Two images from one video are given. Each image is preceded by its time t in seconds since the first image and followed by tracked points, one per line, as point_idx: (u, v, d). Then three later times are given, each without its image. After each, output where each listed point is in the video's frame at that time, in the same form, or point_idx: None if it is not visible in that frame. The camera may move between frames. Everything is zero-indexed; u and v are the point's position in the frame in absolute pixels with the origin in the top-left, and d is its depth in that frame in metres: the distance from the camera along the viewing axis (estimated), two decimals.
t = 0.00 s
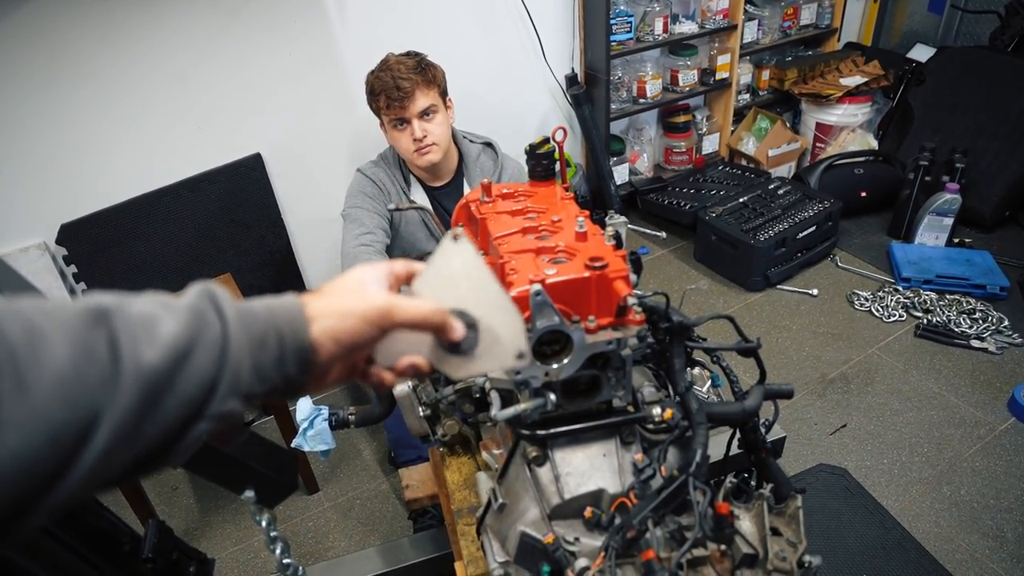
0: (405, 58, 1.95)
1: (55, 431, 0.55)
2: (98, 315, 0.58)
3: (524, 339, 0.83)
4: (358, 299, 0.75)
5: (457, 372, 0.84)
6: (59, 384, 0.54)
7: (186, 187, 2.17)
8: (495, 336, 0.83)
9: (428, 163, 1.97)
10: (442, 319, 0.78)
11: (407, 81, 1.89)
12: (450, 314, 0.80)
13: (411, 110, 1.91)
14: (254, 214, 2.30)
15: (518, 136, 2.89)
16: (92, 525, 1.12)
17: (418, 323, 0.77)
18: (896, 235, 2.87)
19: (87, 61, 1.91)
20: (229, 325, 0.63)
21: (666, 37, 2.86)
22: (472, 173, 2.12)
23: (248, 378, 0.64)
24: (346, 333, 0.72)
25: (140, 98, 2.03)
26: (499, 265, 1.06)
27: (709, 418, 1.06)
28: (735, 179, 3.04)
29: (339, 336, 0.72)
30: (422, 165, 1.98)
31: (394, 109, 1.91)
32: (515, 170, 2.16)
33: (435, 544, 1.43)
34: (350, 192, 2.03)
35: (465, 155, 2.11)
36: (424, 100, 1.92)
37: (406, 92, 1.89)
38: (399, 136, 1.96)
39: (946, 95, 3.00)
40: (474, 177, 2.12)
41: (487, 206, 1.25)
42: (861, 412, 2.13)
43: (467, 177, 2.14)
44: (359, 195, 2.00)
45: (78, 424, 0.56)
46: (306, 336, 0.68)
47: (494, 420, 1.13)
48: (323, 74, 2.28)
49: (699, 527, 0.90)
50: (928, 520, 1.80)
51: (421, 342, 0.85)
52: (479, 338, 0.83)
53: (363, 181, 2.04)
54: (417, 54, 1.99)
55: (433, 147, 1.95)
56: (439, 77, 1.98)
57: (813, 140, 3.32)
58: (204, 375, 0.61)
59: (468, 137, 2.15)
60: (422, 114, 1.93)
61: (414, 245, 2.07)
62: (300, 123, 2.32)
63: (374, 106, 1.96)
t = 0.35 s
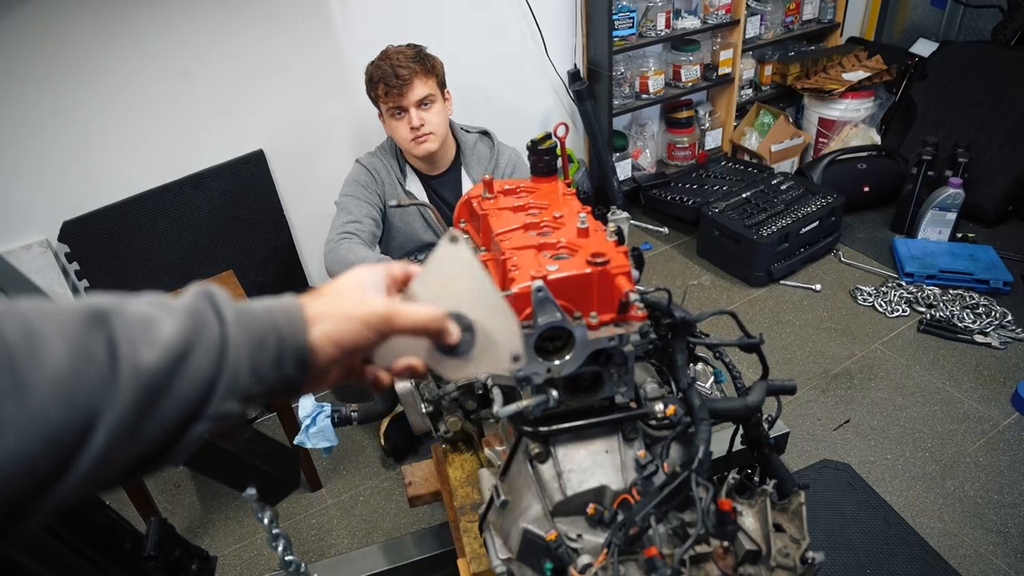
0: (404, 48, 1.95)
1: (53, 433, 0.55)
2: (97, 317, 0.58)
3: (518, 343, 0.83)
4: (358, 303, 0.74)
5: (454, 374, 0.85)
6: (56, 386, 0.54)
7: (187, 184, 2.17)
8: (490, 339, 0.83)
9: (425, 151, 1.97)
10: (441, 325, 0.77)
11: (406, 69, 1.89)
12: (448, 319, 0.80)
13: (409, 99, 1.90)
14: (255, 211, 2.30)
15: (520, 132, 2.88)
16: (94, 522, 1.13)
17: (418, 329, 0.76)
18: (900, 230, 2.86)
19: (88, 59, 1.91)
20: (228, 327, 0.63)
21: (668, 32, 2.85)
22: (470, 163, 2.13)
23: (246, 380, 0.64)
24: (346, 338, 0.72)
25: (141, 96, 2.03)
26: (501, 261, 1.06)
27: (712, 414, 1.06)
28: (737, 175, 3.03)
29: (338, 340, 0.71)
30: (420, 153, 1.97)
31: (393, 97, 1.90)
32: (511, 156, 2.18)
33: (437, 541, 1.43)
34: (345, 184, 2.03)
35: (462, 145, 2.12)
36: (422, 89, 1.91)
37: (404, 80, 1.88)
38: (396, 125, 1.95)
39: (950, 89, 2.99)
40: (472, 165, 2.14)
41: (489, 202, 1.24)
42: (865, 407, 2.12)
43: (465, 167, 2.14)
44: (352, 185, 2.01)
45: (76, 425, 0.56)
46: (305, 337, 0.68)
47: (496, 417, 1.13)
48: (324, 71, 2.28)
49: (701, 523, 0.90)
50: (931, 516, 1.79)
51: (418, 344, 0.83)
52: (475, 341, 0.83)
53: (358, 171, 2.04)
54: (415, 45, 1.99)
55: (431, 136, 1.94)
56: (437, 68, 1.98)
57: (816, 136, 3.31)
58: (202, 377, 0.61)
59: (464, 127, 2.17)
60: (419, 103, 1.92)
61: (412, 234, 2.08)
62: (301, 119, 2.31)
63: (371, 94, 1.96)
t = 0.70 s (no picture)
0: (386, 56, 1.94)
1: (51, 436, 0.54)
2: (95, 318, 0.58)
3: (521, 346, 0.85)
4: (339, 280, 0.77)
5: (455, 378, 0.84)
6: (56, 388, 0.54)
7: (187, 183, 2.17)
8: (490, 341, 0.84)
9: (413, 161, 1.96)
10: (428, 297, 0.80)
11: (387, 79, 1.88)
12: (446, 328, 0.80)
13: (392, 109, 1.89)
14: (256, 211, 2.30)
15: (520, 133, 2.88)
16: (94, 522, 1.13)
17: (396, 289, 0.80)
18: (901, 230, 2.86)
19: (89, 58, 1.91)
20: (226, 327, 0.63)
21: (669, 32, 2.85)
22: (461, 172, 2.11)
23: (245, 380, 0.64)
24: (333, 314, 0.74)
25: (141, 95, 2.03)
26: (501, 262, 1.06)
27: (713, 415, 1.06)
28: (738, 175, 3.03)
29: (327, 317, 0.73)
30: (407, 163, 1.97)
31: (374, 108, 1.90)
32: (505, 161, 2.16)
33: (437, 541, 1.43)
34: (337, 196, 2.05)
35: (455, 152, 2.11)
36: (404, 98, 1.90)
37: (385, 90, 1.88)
38: (382, 136, 1.96)
39: (951, 90, 2.99)
40: (463, 173, 2.12)
41: (488, 202, 1.24)
42: (865, 408, 2.12)
43: (456, 176, 2.12)
44: (345, 200, 2.03)
45: (75, 427, 0.56)
46: (303, 336, 0.68)
47: (496, 417, 1.13)
48: (325, 71, 2.28)
49: (701, 524, 0.90)
50: (932, 516, 1.79)
51: (418, 345, 0.84)
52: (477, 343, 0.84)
53: (350, 184, 2.05)
54: (398, 53, 1.98)
55: (417, 145, 1.94)
56: (420, 74, 1.96)
57: (816, 136, 3.31)
58: (201, 378, 0.61)
59: (459, 134, 2.14)
60: (402, 112, 1.91)
61: (404, 246, 2.11)
62: (302, 119, 2.31)
63: (356, 105, 1.96)
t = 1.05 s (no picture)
0: (350, 77, 1.94)
1: (62, 432, 0.55)
2: (105, 315, 0.58)
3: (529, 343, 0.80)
4: (362, 297, 0.75)
5: (464, 373, 0.84)
6: (67, 384, 0.55)
7: (189, 182, 2.16)
8: (501, 337, 0.82)
9: (391, 181, 1.96)
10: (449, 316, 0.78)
11: (351, 100, 1.88)
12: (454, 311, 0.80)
13: (359, 131, 1.89)
14: (258, 210, 2.30)
15: (522, 132, 2.88)
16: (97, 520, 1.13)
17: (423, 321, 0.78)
18: (903, 231, 2.86)
19: (93, 57, 1.92)
20: (235, 322, 0.64)
21: (671, 32, 2.84)
22: (444, 190, 2.11)
23: (254, 376, 0.64)
24: (351, 335, 0.73)
25: (143, 94, 2.03)
26: (502, 261, 1.06)
27: (714, 415, 1.06)
28: (740, 175, 3.03)
29: (344, 336, 0.72)
30: (386, 184, 1.96)
31: (343, 133, 1.91)
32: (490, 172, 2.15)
33: (438, 540, 1.44)
34: (326, 226, 2.10)
35: (438, 170, 2.11)
36: (372, 117, 1.90)
37: (349, 112, 1.88)
38: (356, 159, 1.96)
39: (954, 90, 2.98)
40: (447, 191, 2.12)
41: (491, 202, 1.25)
42: (867, 408, 2.12)
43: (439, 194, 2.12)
44: (332, 229, 2.07)
45: (85, 423, 0.56)
46: (312, 332, 0.68)
47: (498, 416, 1.13)
48: (327, 70, 2.28)
49: (702, 523, 0.90)
50: (933, 517, 1.79)
51: (426, 340, 0.85)
52: (485, 338, 0.82)
53: (336, 213, 2.09)
54: (363, 72, 1.98)
55: (392, 164, 1.93)
56: (387, 91, 1.96)
57: (818, 136, 3.31)
58: (211, 373, 0.61)
59: (441, 149, 2.15)
60: (373, 132, 1.90)
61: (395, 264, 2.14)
62: (304, 118, 2.32)
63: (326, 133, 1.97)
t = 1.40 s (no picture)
0: (319, 110, 1.86)
1: (63, 434, 0.55)
2: (106, 317, 0.58)
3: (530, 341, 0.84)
4: (359, 291, 0.75)
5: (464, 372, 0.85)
6: (68, 385, 0.54)
7: (190, 180, 2.16)
8: (502, 335, 0.84)
9: (369, 217, 1.87)
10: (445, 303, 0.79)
11: (323, 135, 1.79)
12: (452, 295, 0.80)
13: (334, 165, 1.80)
14: (258, 209, 2.30)
15: (522, 132, 2.88)
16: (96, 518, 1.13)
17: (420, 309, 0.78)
18: (903, 232, 2.86)
19: (93, 55, 1.92)
20: (236, 323, 0.64)
21: (672, 32, 2.84)
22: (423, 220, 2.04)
23: (255, 376, 0.65)
24: (348, 327, 0.73)
25: (144, 92, 2.03)
26: (502, 262, 1.06)
27: (713, 416, 1.06)
28: (740, 176, 3.03)
29: (341, 330, 0.72)
30: (365, 219, 1.87)
31: (316, 169, 1.83)
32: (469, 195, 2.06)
33: (437, 539, 1.44)
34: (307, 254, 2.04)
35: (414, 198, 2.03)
36: (346, 150, 1.81)
37: (323, 147, 1.79)
38: (332, 195, 1.88)
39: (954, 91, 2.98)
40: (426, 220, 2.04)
41: (491, 202, 1.25)
42: (866, 410, 2.12)
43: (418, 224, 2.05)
44: (314, 258, 2.02)
45: (86, 426, 0.56)
46: (312, 333, 0.69)
47: (497, 416, 1.13)
48: (328, 69, 2.28)
49: (701, 524, 0.90)
50: (931, 518, 1.80)
51: (427, 340, 0.85)
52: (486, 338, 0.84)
53: (315, 240, 2.03)
54: (331, 103, 1.89)
55: (369, 199, 1.84)
56: (358, 122, 1.87)
57: (819, 137, 3.31)
58: (212, 375, 0.61)
59: (416, 173, 2.07)
60: (347, 166, 1.82)
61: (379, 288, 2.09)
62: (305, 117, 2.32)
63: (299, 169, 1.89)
